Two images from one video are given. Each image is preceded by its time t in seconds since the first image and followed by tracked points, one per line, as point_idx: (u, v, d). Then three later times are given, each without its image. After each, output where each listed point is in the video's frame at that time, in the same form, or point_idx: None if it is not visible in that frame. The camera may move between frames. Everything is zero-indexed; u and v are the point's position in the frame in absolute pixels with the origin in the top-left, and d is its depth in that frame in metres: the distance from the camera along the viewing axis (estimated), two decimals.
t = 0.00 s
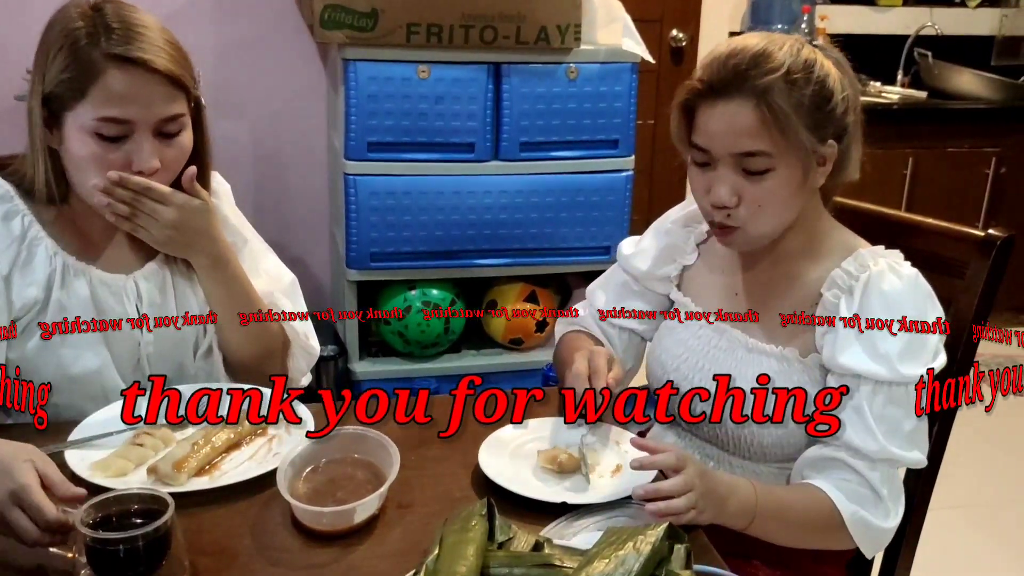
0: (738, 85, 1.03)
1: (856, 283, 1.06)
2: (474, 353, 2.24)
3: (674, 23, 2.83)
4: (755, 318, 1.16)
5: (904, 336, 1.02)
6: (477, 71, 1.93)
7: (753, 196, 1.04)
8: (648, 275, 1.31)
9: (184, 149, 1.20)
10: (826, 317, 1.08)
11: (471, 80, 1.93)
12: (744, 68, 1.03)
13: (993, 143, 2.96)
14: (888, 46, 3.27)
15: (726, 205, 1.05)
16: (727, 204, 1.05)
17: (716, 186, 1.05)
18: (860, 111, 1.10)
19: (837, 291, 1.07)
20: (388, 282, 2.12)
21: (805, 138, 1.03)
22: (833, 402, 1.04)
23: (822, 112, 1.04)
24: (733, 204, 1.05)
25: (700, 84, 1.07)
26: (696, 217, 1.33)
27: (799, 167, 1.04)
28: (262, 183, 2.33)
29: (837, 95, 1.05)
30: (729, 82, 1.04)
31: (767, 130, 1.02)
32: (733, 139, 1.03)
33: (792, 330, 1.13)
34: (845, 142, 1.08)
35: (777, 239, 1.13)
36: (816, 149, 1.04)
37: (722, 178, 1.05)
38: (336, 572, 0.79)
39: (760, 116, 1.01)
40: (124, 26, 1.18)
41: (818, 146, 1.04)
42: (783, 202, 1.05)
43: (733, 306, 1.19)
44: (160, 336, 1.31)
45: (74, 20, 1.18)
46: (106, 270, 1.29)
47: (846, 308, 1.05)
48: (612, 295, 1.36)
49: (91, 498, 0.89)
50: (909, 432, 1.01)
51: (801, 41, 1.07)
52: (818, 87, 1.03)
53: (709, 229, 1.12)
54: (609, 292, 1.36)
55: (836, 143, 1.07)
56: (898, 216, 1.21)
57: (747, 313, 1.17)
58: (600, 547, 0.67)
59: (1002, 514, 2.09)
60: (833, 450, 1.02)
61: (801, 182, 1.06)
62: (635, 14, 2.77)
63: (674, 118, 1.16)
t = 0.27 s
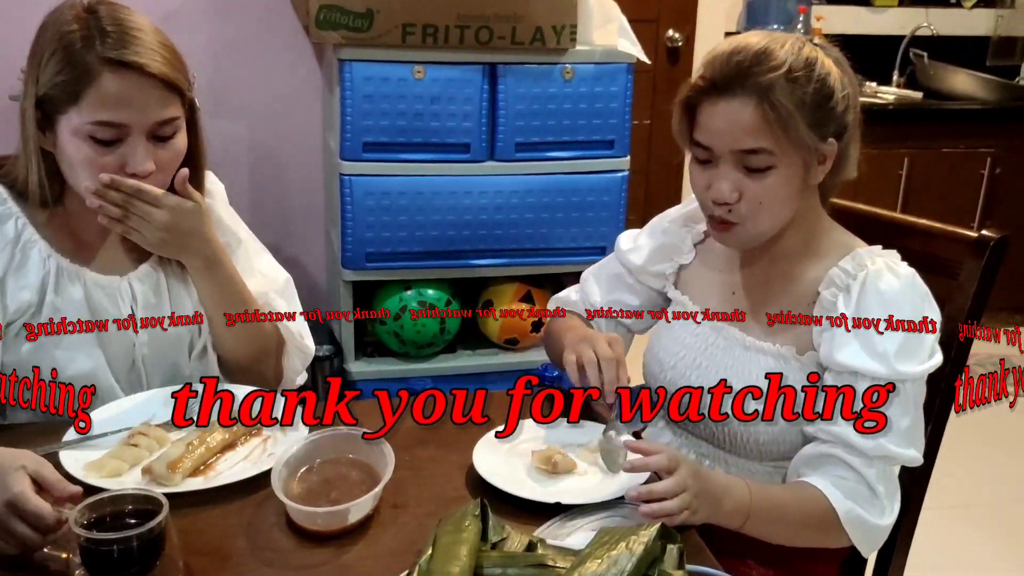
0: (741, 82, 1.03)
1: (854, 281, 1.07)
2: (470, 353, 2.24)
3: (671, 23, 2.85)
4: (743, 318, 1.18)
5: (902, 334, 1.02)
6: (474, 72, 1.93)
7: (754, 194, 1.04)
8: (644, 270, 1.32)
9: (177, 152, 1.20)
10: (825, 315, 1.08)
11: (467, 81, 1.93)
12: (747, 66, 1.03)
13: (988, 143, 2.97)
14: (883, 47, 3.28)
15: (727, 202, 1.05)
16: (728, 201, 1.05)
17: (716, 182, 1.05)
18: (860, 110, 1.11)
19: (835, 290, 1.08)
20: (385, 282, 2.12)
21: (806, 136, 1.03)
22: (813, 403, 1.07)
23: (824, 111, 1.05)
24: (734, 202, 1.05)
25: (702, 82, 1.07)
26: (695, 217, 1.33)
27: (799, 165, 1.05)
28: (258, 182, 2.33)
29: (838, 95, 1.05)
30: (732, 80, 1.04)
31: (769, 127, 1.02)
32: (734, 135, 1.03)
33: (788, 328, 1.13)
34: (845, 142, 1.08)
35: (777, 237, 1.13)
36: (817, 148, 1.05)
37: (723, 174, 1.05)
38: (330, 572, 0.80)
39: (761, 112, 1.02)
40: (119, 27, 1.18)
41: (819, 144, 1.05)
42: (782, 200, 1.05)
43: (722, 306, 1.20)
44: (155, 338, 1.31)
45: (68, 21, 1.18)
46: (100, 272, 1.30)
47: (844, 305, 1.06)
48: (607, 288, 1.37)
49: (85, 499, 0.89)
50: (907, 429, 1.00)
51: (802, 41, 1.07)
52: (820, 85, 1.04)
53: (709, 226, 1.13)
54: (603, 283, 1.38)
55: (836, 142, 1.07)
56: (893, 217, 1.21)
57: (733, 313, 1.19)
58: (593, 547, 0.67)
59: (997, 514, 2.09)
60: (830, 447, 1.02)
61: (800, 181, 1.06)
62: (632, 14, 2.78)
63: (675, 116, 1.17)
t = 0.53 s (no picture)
0: (733, 82, 1.04)
1: (848, 279, 1.07)
2: (468, 352, 2.24)
3: (669, 23, 2.85)
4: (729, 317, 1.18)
5: (895, 332, 1.02)
6: (472, 72, 1.93)
7: (749, 193, 1.04)
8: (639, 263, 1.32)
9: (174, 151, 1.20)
10: (818, 313, 1.08)
11: (465, 81, 1.93)
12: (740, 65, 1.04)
13: (986, 143, 2.97)
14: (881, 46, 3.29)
15: (723, 202, 1.05)
16: (723, 201, 1.05)
17: (712, 182, 1.05)
18: (853, 109, 1.11)
19: (828, 287, 1.08)
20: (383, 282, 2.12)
21: (800, 135, 1.03)
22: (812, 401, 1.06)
23: (816, 109, 1.05)
24: (730, 201, 1.05)
25: (695, 82, 1.07)
26: (692, 216, 1.34)
27: (794, 163, 1.05)
28: (257, 181, 2.33)
29: (830, 93, 1.06)
30: (725, 79, 1.04)
31: (762, 126, 1.02)
32: (728, 135, 1.03)
33: (784, 325, 1.13)
34: (839, 140, 1.09)
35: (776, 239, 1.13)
36: (810, 146, 1.05)
37: (718, 174, 1.05)
38: (329, 571, 0.80)
39: (754, 111, 1.02)
40: (117, 28, 1.18)
41: (813, 143, 1.05)
42: (778, 198, 1.05)
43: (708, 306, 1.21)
44: (154, 338, 1.31)
45: (66, 22, 1.18)
46: (98, 272, 1.30)
47: (837, 302, 1.06)
48: (602, 278, 1.38)
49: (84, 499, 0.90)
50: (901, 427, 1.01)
51: (794, 40, 1.08)
52: (812, 83, 1.04)
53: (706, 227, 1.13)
54: (598, 271, 1.39)
55: (830, 140, 1.07)
56: (889, 217, 1.22)
57: (720, 312, 1.19)
58: (591, 546, 0.67)
59: (994, 513, 2.10)
60: (825, 444, 1.02)
61: (796, 180, 1.06)
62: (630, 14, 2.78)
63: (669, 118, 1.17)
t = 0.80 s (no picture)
0: (726, 85, 1.04)
1: (847, 281, 1.07)
2: (470, 352, 2.25)
3: (670, 24, 2.85)
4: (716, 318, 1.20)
5: (896, 334, 1.03)
6: (473, 73, 1.93)
7: (742, 196, 1.05)
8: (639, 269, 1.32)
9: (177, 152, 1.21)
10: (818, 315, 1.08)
11: (467, 82, 1.94)
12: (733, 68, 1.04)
13: (987, 144, 2.98)
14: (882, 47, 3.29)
15: (716, 204, 1.06)
16: (716, 203, 1.06)
17: (705, 185, 1.06)
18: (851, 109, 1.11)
19: (828, 289, 1.08)
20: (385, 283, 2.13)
21: (792, 138, 1.04)
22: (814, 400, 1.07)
23: (810, 112, 1.05)
24: (723, 204, 1.06)
25: (689, 85, 1.08)
26: (690, 220, 1.34)
27: (786, 166, 1.05)
28: (258, 181, 2.33)
29: (825, 96, 1.06)
30: (718, 82, 1.05)
31: (754, 129, 1.03)
32: (721, 139, 1.04)
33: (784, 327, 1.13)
34: (835, 143, 1.09)
35: (771, 238, 1.14)
36: (803, 149, 1.05)
37: (711, 177, 1.06)
38: (332, 570, 0.80)
39: (746, 115, 1.02)
40: (121, 30, 1.19)
41: (806, 146, 1.05)
42: (771, 201, 1.06)
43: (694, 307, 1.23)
44: (158, 337, 1.32)
45: (71, 23, 1.19)
46: (102, 271, 1.30)
47: (837, 304, 1.06)
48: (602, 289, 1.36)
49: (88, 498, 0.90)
50: (900, 430, 1.01)
51: (789, 41, 1.08)
52: (805, 86, 1.04)
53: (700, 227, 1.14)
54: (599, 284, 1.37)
55: (825, 142, 1.07)
56: (890, 218, 1.22)
57: (708, 313, 1.21)
58: (593, 545, 0.68)
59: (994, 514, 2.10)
60: (825, 446, 1.02)
61: (791, 181, 1.07)
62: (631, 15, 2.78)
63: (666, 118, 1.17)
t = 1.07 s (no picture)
0: (719, 90, 1.04)
1: (844, 289, 1.07)
2: (470, 351, 2.26)
3: (670, 24, 2.86)
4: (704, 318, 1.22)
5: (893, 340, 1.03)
6: (474, 73, 1.94)
7: (736, 202, 1.05)
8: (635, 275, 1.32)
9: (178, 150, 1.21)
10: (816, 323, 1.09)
11: (467, 82, 1.94)
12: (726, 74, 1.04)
13: (987, 144, 2.98)
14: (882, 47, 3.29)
15: (710, 211, 1.06)
16: (710, 210, 1.06)
17: (699, 191, 1.07)
18: (847, 114, 1.11)
19: (825, 297, 1.09)
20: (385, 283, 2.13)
21: (786, 144, 1.04)
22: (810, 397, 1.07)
23: (804, 117, 1.05)
24: (717, 210, 1.06)
25: (683, 91, 1.08)
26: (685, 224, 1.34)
27: (780, 172, 1.06)
28: (259, 180, 2.34)
29: (819, 101, 1.06)
30: (711, 88, 1.05)
31: (748, 135, 1.03)
32: (714, 145, 1.04)
33: (784, 329, 1.14)
34: (830, 148, 1.09)
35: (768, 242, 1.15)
36: (797, 155, 1.06)
37: (705, 183, 1.06)
38: (332, 568, 0.81)
39: (740, 121, 1.03)
40: (122, 29, 1.19)
41: (800, 152, 1.06)
42: (765, 207, 1.06)
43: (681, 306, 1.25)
44: (157, 335, 1.32)
45: (72, 22, 1.19)
46: (101, 269, 1.30)
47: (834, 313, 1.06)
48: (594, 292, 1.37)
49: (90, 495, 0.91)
50: (897, 436, 1.01)
51: (783, 46, 1.08)
52: (799, 91, 1.04)
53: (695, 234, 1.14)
54: (592, 285, 1.38)
55: (820, 148, 1.08)
56: (889, 218, 1.22)
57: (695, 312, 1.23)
58: (591, 543, 0.68)
59: (994, 514, 2.10)
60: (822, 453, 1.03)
61: (785, 186, 1.07)
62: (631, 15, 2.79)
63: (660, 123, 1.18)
